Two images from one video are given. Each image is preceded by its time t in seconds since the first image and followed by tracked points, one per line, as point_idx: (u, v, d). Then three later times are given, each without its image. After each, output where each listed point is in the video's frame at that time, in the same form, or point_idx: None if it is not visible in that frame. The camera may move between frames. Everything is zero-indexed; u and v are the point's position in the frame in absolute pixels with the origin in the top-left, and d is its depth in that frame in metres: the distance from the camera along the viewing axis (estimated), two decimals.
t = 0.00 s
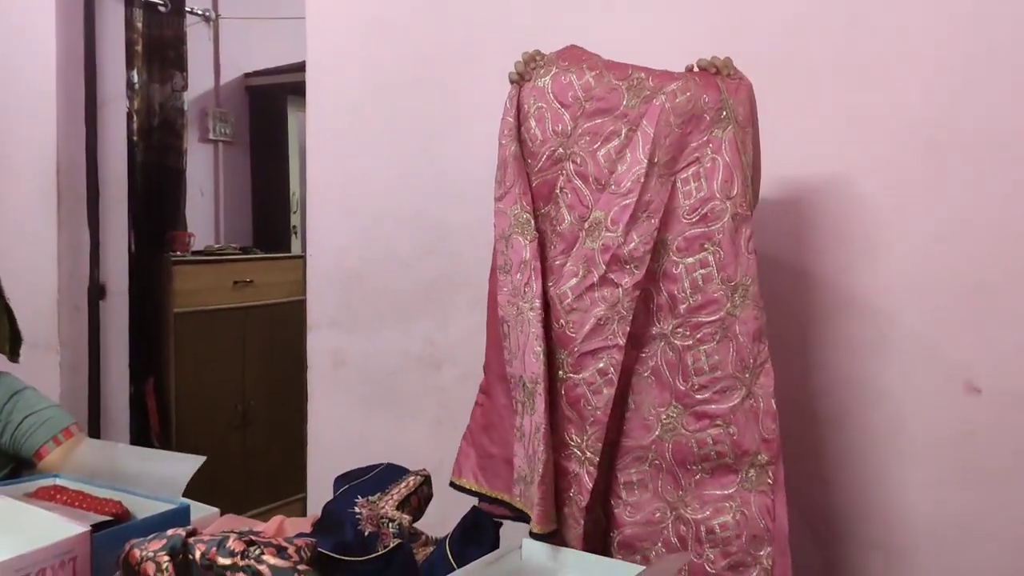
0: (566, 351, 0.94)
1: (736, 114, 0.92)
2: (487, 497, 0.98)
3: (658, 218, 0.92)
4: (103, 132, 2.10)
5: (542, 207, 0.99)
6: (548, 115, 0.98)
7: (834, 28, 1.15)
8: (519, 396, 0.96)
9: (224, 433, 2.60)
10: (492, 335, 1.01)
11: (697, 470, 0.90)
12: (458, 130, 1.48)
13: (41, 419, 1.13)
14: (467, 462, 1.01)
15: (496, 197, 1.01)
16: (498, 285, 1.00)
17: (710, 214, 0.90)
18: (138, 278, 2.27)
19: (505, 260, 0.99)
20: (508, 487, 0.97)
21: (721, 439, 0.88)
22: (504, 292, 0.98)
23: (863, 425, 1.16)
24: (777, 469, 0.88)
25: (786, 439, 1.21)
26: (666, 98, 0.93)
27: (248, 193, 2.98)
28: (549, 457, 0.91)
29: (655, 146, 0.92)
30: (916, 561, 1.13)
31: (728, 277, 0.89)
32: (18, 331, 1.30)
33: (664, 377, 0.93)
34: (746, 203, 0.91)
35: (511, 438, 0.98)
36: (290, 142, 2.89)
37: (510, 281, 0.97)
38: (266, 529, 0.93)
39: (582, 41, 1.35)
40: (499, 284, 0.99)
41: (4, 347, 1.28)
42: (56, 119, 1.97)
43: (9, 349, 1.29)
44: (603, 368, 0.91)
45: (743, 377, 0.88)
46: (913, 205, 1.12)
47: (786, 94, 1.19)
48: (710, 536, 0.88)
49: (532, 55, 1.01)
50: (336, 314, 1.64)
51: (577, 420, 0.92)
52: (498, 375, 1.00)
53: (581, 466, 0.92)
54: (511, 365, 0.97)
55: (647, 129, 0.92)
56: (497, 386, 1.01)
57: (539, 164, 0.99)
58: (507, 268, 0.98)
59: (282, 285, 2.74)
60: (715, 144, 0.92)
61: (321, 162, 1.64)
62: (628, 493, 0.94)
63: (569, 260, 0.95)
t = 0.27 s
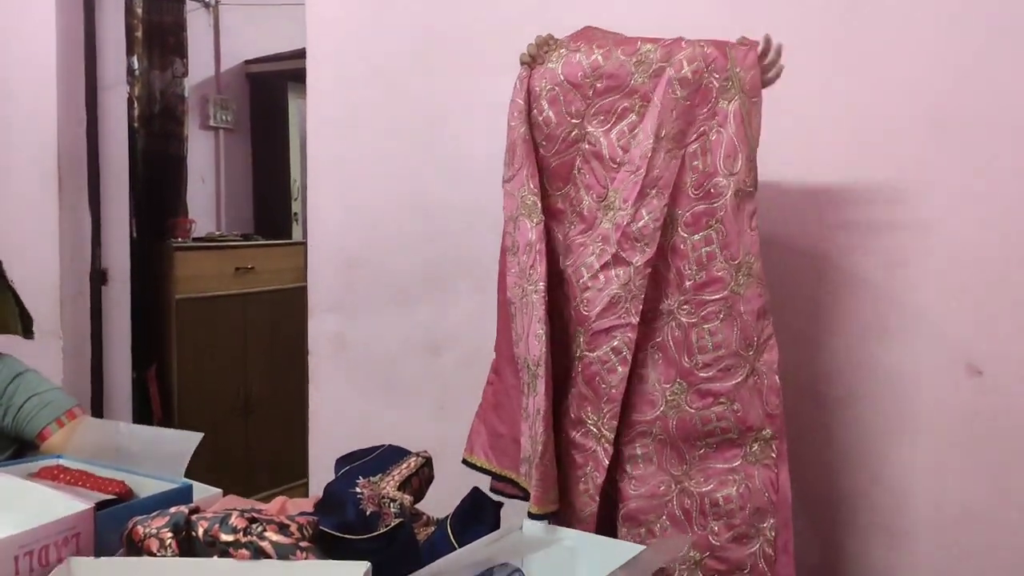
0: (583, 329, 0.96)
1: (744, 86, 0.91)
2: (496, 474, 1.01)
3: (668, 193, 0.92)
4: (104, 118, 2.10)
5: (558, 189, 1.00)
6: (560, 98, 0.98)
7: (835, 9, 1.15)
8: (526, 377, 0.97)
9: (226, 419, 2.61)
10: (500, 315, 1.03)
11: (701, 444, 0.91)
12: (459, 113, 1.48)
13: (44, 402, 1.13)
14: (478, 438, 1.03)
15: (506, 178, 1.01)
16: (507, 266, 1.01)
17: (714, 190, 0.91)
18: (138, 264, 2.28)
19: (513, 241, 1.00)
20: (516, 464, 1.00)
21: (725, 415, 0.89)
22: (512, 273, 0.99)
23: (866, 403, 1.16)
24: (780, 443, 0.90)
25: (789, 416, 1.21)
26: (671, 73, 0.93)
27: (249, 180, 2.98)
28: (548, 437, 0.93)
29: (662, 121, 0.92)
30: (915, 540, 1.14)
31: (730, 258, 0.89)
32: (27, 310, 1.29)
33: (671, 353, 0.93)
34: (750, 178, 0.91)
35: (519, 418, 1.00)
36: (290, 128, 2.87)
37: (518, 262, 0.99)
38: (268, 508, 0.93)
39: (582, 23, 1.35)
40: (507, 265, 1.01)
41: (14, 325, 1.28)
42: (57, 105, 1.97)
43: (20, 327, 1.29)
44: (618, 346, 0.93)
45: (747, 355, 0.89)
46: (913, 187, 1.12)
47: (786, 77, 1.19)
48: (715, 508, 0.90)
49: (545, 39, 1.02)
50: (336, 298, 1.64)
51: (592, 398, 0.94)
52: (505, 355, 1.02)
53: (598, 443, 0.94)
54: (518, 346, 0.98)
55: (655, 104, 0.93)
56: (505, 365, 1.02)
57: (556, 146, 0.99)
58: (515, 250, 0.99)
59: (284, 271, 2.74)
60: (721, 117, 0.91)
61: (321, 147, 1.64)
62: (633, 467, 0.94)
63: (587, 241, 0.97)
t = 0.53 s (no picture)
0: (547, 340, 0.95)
1: (713, 95, 0.89)
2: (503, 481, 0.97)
3: (637, 209, 0.93)
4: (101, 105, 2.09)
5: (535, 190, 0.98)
6: (543, 99, 0.98)
7: None
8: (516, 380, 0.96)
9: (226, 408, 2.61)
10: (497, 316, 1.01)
11: (695, 461, 0.92)
12: (457, 99, 1.47)
13: (42, 389, 1.13)
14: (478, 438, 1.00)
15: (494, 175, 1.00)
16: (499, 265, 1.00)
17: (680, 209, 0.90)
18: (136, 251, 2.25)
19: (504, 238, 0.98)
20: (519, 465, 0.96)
21: (710, 435, 0.89)
22: (503, 273, 0.98)
23: (869, 404, 1.16)
24: (765, 475, 0.87)
25: (794, 412, 1.20)
26: (642, 85, 0.92)
27: (247, 167, 2.97)
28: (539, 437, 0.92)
29: (632, 142, 0.92)
30: (911, 527, 1.14)
31: (697, 282, 0.89)
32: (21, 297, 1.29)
33: (661, 367, 0.94)
34: (714, 198, 0.87)
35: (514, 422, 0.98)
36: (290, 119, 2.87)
37: (507, 262, 0.97)
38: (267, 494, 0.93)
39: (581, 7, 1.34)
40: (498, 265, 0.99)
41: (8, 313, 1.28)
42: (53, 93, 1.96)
43: (14, 315, 1.29)
44: (576, 359, 0.93)
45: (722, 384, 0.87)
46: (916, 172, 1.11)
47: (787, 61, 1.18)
48: (715, 523, 0.91)
49: (535, 32, 1.00)
50: (336, 285, 1.64)
51: (551, 410, 0.94)
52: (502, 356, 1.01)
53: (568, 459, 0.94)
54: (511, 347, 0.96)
55: (628, 119, 0.93)
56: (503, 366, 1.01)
57: (533, 149, 0.98)
58: (504, 249, 0.98)
59: (283, 259, 2.73)
60: (685, 137, 0.90)
61: (320, 134, 1.63)
62: (636, 482, 0.96)
63: (550, 248, 0.96)
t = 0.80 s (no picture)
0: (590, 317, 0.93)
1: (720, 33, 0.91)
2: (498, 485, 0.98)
3: (649, 162, 0.90)
4: (98, 97, 2.08)
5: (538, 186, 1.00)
6: (535, 94, 1.00)
7: None
8: (516, 379, 0.95)
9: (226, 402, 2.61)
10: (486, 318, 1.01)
11: (731, 408, 0.89)
12: (455, 90, 1.46)
13: (39, 382, 1.12)
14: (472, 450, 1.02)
15: (479, 181, 1.01)
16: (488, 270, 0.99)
17: (706, 143, 0.90)
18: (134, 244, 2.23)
19: (494, 245, 0.98)
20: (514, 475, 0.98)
21: (749, 372, 0.87)
22: (494, 276, 0.97)
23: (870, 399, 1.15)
24: (814, 400, 0.84)
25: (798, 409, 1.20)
26: (641, 58, 0.94)
27: (247, 158, 2.96)
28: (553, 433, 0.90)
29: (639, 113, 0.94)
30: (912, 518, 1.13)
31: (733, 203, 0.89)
32: (12, 291, 1.30)
33: (693, 317, 0.93)
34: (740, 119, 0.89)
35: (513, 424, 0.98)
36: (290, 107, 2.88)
37: (499, 265, 0.97)
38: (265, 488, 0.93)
39: None
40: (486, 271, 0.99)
41: None
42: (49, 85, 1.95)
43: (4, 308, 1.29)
44: (629, 327, 0.90)
45: (764, 305, 0.87)
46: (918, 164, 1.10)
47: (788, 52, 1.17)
48: (750, 478, 0.86)
49: (510, 39, 1.03)
50: (335, 277, 1.63)
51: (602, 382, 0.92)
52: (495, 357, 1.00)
53: (600, 425, 0.93)
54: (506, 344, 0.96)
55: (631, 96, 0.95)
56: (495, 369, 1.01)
57: (533, 143, 1.00)
58: (495, 252, 0.97)
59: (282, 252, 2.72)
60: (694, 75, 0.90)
61: (319, 126, 1.63)
62: (669, 442, 0.93)
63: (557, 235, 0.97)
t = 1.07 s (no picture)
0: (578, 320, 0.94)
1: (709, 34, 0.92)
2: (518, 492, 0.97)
3: (647, 167, 0.92)
4: (96, 91, 2.07)
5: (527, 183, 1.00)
6: (524, 93, 1.01)
7: None
8: (533, 375, 0.96)
9: (226, 397, 2.61)
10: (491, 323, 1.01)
11: (773, 410, 0.87)
12: (455, 84, 1.46)
13: (39, 376, 1.12)
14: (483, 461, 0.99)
15: (477, 179, 1.02)
16: (493, 269, 1.00)
17: (704, 147, 0.91)
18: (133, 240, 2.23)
19: (499, 242, 0.99)
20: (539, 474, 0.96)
21: (787, 369, 0.85)
22: (502, 274, 0.98)
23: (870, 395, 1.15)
24: (854, 388, 0.83)
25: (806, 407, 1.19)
26: (630, 55, 0.96)
27: (245, 153, 2.95)
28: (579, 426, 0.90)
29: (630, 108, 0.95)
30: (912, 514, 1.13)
31: (741, 207, 0.88)
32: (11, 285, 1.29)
33: (712, 325, 0.91)
34: (738, 121, 0.90)
35: (532, 423, 0.97)
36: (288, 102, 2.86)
37: (506, 261, 0.98)
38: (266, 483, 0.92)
39: None
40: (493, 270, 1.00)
41: None
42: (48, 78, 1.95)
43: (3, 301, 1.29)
44: (617, 332, 0.91)
45: (788, 304, 0.86)
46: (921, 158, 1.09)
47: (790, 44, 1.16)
48: (807, 474, 0.84)
49: (497, 38, 1.05)
50: (335, 272, 1.63)
51: (600, 390, 0.92)
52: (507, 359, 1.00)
53: (612, 434, 0.91)
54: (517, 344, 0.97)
55: (620, 91, 0.96)
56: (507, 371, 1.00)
57: (521, 140, 1.00)
58: (501, 249, 0.98)
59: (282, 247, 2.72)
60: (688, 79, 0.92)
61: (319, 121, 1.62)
62: (715, 454, 0.91)
63: (563, 232, 0.97)
